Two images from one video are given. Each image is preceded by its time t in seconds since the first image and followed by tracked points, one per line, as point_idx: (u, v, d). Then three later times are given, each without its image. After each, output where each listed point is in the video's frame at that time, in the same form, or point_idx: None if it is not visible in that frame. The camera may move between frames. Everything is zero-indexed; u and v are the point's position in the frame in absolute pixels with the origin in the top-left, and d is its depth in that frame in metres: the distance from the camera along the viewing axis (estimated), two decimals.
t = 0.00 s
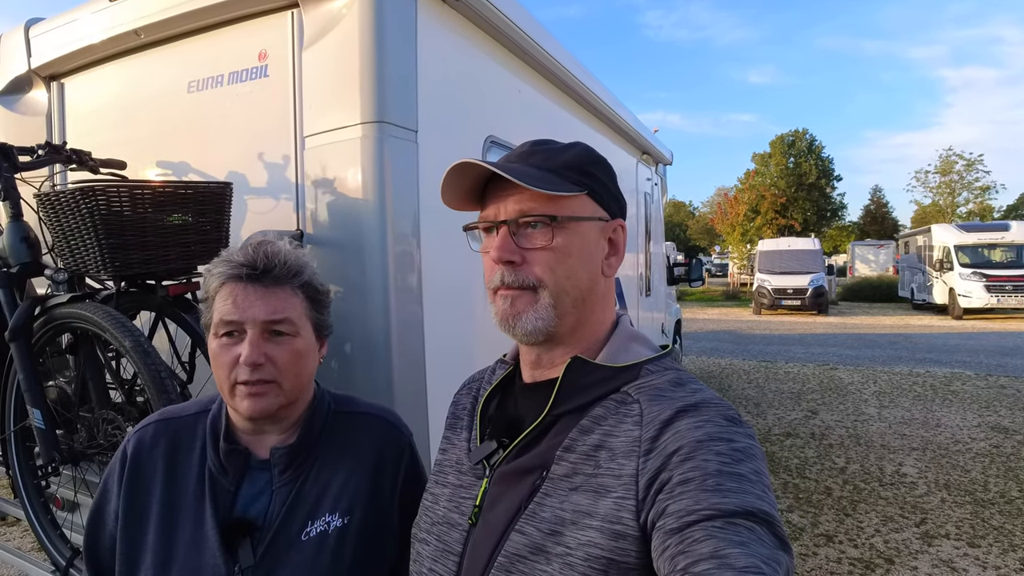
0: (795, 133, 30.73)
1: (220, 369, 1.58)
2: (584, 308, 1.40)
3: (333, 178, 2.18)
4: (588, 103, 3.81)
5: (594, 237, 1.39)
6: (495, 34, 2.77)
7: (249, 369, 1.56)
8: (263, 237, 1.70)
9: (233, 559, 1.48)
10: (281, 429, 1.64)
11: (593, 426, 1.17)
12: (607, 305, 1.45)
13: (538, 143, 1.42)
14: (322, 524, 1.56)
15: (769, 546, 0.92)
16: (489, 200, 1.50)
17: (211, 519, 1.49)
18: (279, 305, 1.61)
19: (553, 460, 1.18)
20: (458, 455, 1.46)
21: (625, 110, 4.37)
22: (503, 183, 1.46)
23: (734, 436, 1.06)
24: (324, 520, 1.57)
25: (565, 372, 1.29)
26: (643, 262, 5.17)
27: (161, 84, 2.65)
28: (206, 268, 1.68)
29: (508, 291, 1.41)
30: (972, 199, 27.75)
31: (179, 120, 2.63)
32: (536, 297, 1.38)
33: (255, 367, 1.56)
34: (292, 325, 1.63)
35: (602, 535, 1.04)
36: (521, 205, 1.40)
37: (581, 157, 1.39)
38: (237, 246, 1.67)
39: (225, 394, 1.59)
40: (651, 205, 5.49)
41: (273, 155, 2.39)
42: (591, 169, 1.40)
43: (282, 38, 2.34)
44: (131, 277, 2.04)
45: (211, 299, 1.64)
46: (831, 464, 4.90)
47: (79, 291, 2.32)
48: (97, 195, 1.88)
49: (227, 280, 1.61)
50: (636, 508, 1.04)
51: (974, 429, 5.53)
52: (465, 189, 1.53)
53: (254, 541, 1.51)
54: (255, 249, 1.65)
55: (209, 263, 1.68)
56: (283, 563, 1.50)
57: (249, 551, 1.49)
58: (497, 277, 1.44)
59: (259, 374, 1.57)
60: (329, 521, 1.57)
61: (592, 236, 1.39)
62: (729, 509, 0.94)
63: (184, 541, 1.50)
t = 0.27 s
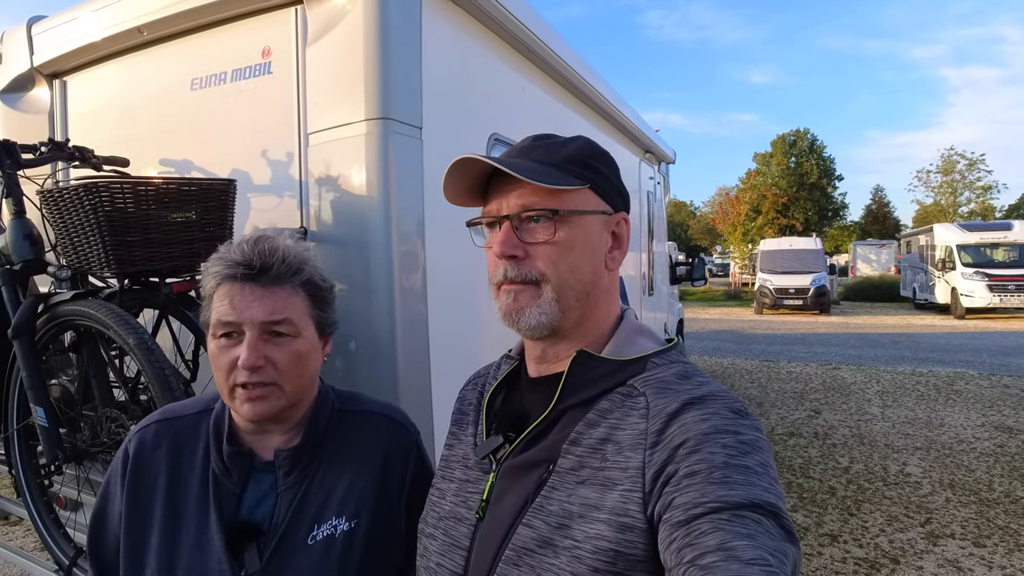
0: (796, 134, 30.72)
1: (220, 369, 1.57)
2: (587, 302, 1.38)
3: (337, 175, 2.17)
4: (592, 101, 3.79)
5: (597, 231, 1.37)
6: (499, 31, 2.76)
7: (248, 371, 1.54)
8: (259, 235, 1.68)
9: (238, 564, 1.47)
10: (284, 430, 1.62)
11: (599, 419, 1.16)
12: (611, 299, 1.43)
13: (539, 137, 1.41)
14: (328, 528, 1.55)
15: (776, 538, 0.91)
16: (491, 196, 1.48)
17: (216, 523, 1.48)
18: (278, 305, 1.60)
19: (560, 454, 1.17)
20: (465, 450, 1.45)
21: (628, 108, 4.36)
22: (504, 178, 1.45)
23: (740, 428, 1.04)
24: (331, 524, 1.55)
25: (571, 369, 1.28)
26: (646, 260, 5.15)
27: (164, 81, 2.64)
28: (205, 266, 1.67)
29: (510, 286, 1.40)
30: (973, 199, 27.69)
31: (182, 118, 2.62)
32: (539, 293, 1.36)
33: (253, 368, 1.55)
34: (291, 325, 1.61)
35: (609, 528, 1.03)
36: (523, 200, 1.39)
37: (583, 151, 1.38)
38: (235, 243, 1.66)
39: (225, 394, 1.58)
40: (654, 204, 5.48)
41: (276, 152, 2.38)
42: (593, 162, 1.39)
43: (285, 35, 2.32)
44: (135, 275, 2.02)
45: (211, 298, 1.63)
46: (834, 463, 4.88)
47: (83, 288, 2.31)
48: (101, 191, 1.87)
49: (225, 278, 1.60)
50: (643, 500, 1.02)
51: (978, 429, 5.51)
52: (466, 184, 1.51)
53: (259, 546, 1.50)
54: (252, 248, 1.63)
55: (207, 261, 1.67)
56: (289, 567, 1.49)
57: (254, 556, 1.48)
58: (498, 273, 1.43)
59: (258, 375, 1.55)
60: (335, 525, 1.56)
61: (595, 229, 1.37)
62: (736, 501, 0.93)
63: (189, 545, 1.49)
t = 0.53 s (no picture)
0: (797, 134, 30.70)
1: (227, 364, 1.57)
2: (591, 296, 1.37)
3: (341, 172, 2.16)
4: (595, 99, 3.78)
5: (600, 224, 1.36)
6: (502, 29, 2.75)
7: (254, 367, 1.54)
8: (264, 230, 1.67)
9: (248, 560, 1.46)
10: (294, 425, 1.62)
11: (602, 412, 1.15)
12: (614, 293, 1.42)
13: (541, 130, 1.40)
14: (339, 523, 1.54)
15: (777, 530, 0.90)
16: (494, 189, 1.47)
17: (224, 519, 1.47)
18: (283, 300, 1.59)
19: (563, 446, 1.16)
20: (468, 444, 1.44)
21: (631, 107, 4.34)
22: (506, 172, 1.44)
23: (743, 421, 1.03)
24: (341, 519, 1.55)
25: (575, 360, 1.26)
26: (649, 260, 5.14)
27: (166, 79, 2.64)
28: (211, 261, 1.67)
29: (513, 280, 1.39)
30: (974, 199, 27.67)
31: (184, 115, 2.61)
32: (541, 287, 1.35)
33: (259, 363, 1.54)
34: (297, 320, 1.60)
35: (612, 520, 1.02)
36: (525, 193, 1.38)
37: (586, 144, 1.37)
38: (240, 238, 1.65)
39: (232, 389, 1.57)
40: (657, 203, 5.47)
41: (279, 149, 2.37)
42: (596, 155, 1.38)
43: (288, 32, 2.32)
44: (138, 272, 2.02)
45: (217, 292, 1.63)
46: (837, 463, 4.86)
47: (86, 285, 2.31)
48: (105, 187, 1.87)
49: (231, 273, 1.60)
50: (646, 492, 1.01)
51: (982, 429, 5.49)
52: (468, 178, 1.51)
53: (269, 541, 1.49)
54: (256, 243, 1.62)
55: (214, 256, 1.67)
56: (299, 563, 1.48)
57: (264, 552, 1.48)
58: (502, 266, 1.42)
59: (264, 370, 1.55)
60: (346, 520, 1.55)
61: (598, 223, 1.36)
62: (738, 494, 0.92)
63: (198, 540, 1.48)
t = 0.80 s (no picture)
0: (798, 134, 30.68)
1: (247, 361, 1.55)
2: (591, 295, 1.36)
3: (343, 172, 2.16)
4: (597, 99, 3.78)
5: (600, 224, 1.35)
6: (504, 28, 2.74)
7: (278, 362, 1.54)
8: (287, 228, 1.68)
9: (257, 557, 1.46)
10: (305, 425, 1.62)
11: (604, 411, 1.14)
12: (616, 292, 1.41)
13: (540, 131, 1.40)
14: (349, 520, 1.54)
15: (779, 530, 0.90)
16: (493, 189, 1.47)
17: (233, 515, 1.47)
18: (306, 296, 1.60)
19: (564, 446, 1.16)
20: (470, 444, 1.44)
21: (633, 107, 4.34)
22: (504, 172, 1.44)
23: (744, 420, 1.03)
24: (351, 516, 1.55)
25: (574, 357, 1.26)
26: (650, 259, 5.13)
27: (168, 78, 2.63)
28: (226, 259, 1.65)
29: (512, 280, 1.39)
30: (976, 199, 27.65)
31: (186, 115, 2.61)
32: (541, 288, 1.35)
33: (284, 358, 1.54)
34: (318, 316, 1.62)
35: (613, 519, 1.01)
36: (523, 194, 1.37)
37: (584, 144, 1.36)
38: (259, 236, 1.64)
39: (251, 387, 1.56)
40: (658, 203, 5.47)
41: (281, 149, 2.37)
42: (594, 155, 1.37)
43: (290, 31, 2.31)
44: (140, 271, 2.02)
45: (233, 289, 1.61)
46: (840, 463, 4.85)
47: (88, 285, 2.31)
48: (107, 187, 1.86)
49: (252, 270, 1.59)
50: (647, 491, 1.01)
51: (984, 429, 5.48)
52: (468, 180, 1.51)
53: (279, 539, 1.49)
54: (280, 241, 1.62)
55: (229, 254, 1.65)
56: (310, 560, 1.48)
57: (273, 549, 1.47)
58: (501, 267, 1.42)
59: (289, 366, 1.55)
60: (356, 517, 1.55)
61: (598, 222, 1.35)
62: (739, 493, 0.91)
63: (206, 538, 1.48)
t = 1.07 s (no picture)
0: (799, 134, 30.67)
1: (265, 357, 1.55)
2: (585, 294, 1.34)
3: (346, 172, 2.16)
4: (599, 99, 3.78)
5: (592, 222, 1.33)
6: (507, 28, 2.74)
7: (298, 357, 1.54)
8: (307, 227, 1.70)
9: (269, 555, 1.46)
10: (319, 422, 1.63)
11: (607, 411, 1.14)
12: (615, 290, 1.39)
13: (532, 134, 1.40)
14: (360, 518, 1.55)
15: (784, 530, 0.89)
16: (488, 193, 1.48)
17: (246, 512, 1.47)
18: (326, 294, 1.61)
19: (568, 446, 1.16)
20: (474, 445, 1.44)
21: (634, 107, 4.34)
22: (496, 176, 1.44)
23: (749, 420, 1.02)
24: (363, 514, 1.55)
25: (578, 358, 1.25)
26: (652, 259, 5.13)
27: (171, 78, 2.64)
28: (245, 256, 1.65)
29: (504, 283, 1.39)
30: (977, 199, 27.63)
31: (189, 116, 2.61)
32: (532, 287, 1.35)
33: (304, 355, 1.55)
34: (337, 313, 1.63)
35: (617, 519, 1.01)
36: (512, 197, 1.38)
37: (573, 143, 1.34)
38: (278, 234, 1.66)
39: (268, 383, 1.56)
40: (660, 203, 5.47)
41: (284, 149, 2.37)
42: (586, 154, 1.35)
43: (293, 31, 2.32)
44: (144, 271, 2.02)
45: (251, 286, 1.61)
46: (841, 463, 4.85)
47: (91, 285, 2.31)
48: (111, 187, 1.86)
49: (273, 267, 1.59)
50: (651, 492, 1.01)
51: (986, 429, 5.48)
52: (463, 186, 1.51)
53: (291, 536, 1.50)
54: (301, 240, 1.64)
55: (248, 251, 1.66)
56: (321, 557, 1.48)
57: (285, 547, 1.48)
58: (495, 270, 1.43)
59: (308, 362, 1.56)
60: (367, 515, 1.55)
61: (589, 221, 1.33)
62: (744, 493, 0.91)
63: (217, 535, 1.48)
